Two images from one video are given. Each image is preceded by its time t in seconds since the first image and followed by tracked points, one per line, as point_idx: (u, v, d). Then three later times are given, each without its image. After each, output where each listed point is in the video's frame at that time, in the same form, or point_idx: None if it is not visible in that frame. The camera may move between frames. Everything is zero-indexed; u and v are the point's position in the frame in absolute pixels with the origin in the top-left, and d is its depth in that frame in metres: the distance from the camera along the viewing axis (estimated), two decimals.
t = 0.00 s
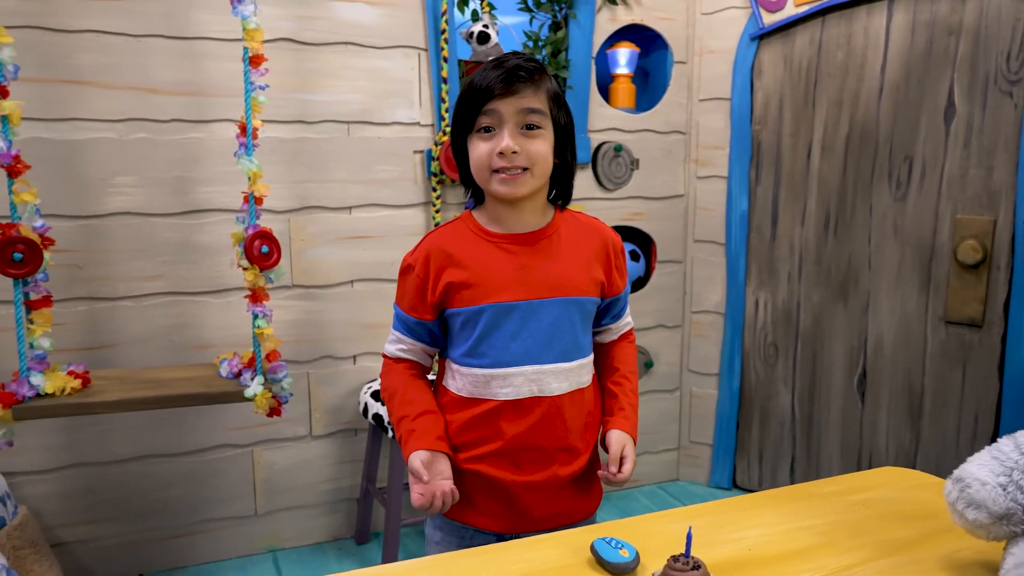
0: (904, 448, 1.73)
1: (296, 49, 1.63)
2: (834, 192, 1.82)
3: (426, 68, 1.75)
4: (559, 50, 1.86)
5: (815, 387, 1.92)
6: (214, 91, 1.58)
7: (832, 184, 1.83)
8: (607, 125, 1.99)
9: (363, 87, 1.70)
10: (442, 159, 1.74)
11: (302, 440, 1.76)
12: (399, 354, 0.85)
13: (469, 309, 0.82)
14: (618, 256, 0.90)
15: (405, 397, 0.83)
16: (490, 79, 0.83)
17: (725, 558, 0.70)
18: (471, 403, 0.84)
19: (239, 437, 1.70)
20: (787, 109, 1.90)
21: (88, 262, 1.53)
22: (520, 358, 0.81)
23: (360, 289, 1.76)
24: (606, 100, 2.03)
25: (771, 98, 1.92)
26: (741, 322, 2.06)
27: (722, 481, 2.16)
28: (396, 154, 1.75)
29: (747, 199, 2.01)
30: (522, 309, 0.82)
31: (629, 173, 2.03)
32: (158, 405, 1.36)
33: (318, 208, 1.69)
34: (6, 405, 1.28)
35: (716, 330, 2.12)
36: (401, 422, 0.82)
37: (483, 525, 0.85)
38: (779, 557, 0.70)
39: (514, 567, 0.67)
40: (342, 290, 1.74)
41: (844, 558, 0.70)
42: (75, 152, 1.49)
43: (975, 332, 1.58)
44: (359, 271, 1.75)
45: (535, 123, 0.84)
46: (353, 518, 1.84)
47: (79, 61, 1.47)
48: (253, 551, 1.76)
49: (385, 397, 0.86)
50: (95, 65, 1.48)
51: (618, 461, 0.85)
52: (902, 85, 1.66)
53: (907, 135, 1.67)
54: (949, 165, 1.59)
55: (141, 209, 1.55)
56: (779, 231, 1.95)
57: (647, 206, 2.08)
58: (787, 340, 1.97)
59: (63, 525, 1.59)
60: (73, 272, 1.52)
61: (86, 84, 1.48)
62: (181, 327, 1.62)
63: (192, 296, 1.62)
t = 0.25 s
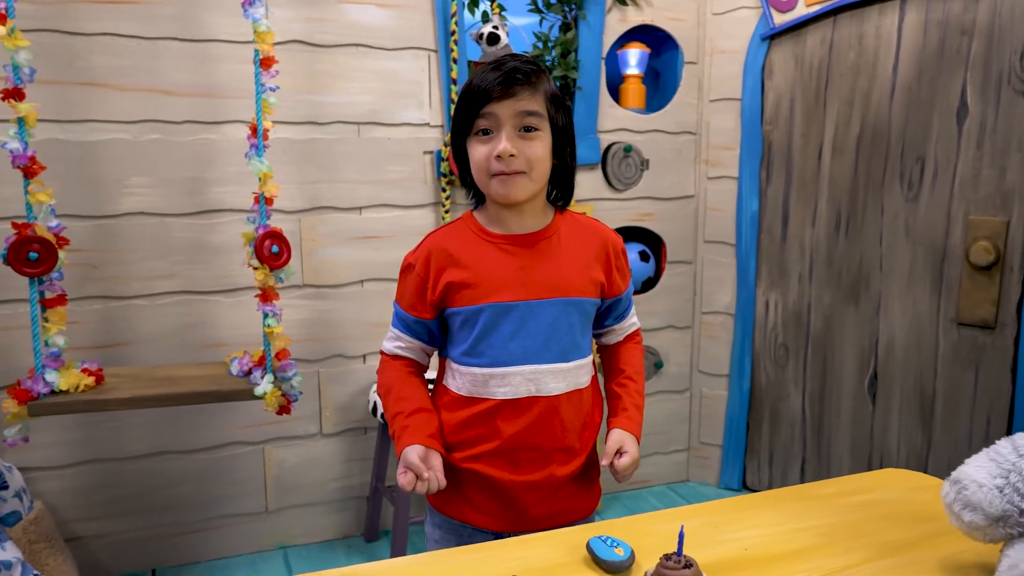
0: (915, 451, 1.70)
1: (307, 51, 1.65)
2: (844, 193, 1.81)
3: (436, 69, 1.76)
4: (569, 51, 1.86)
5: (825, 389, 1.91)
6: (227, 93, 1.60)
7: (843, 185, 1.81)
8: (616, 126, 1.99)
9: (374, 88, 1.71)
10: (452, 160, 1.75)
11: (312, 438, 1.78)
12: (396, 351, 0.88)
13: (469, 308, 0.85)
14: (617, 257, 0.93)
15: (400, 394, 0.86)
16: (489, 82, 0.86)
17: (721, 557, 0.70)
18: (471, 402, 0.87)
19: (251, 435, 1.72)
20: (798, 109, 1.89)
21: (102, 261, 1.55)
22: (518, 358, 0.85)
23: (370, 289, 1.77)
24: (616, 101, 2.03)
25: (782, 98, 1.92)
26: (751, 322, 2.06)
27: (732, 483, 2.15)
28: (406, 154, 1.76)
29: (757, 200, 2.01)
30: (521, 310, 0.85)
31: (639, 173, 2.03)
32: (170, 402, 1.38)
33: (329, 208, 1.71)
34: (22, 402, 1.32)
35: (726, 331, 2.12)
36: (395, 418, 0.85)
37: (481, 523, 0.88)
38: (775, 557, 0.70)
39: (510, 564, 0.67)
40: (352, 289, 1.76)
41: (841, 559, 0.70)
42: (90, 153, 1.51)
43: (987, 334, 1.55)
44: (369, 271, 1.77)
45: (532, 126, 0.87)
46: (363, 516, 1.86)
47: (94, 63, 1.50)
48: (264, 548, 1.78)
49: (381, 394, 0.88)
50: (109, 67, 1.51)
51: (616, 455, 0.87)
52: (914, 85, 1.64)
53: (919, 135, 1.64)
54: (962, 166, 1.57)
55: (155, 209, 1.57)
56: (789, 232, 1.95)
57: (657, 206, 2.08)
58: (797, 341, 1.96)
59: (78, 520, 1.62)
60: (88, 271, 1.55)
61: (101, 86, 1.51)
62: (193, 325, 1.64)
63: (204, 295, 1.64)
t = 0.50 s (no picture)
0: (925, 454, 1.68)
1: (316, 54, 1.66)
2: (854, 195, 1.80)
3: (444, 71, 1.77)
4: (577, 53, 1.88)
5: (835, 391, 1.90)
6: (237, 95, 1.62)
7: (853, 187, 1.80)
8: (625, 127, 1.99)
9: (382, 91, 1.73)
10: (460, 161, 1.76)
11: (321, 437, 1.80)
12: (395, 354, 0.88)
13: (468, 310, 0.85)
14: (617, 260, 0.93)
15: (400, 392, 0.86)
16: (489, 84, 0.87)
17: (715, 560, 0.70)
18: (470, 404, 0.88)
19: (260, 434, 1.74)
20: (808, 110, 1.88)
21: (114, 261, 1.57)
22: (517, 360, 0.85)
23: (378, 290, 1.79)
24: (625, 102, 2.03)
25: (792, 99, 1.91)
26: (760, 324, 2.05)
27: (740, 485, 2.14)
28: (415, 156, 1.77)
29: (767, 202, 2.00)
30: (520, 313, 0.86)
31: (648, 174, 2.03)
32: (180, 401, 1.40)
33: (338, 210, 1.72)
34: (34, 400, 1.35)
35: (734, 332, 2.11)
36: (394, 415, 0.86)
37: (480, 523, 0.89)
38: (770, 560, 0.70)
39: (504, 564, 0.68)
40: (361, 290, 1.77)
41: (836, 562, 0.70)
42: (102, 155, 1.54)
43: (998, 337, 1.53)
44: (378, 272, 1.78)
45: (531, 128, 0.87)
46: (371, 515, 1.87)
47: (107, 67, 1.52)
48: (273, 546, 1.79)
49: (380, 394, 0.89)
50: (121, 71, 1.53)
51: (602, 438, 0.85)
52: (925, 87, 1.62)
53: (930, 135, 1.62)
54: (973, 167, 1.55)
55: (166, 211, 1.59)
56: (799, 233, 1.94)
57: (665, 207, 2.07)
58: (806, 343, 1.95)
59: (90, 516, 1.64)
60: (101, 271, 1.57)
61: (113, 89, 1.53)
62: (204, 325, 1.66)
63: (214, 296, 1.66)
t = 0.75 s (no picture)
0: (937, 457, 1.64)
1: (326, 55, 1.67)
2: (867, 196, 1.77)
3: (453, 72, 1.78)
4: (586, 53, 1.87)
5: (846, 393, 1.87)
6: (248, 96, 1.63)
7: (865, 187, 1.77)
8: (634, 128, 1.98)
9: (391, 91, 1.73)
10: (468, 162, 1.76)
11: (330, 436, 1.81)
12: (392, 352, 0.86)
13: (468, 313, 0.86)
14: (620, 260, 0.93)
15: (406, 379, 0.84)
16: (494, 80, 0.88)
17: (710, 561, 0.70)
18: (471, 406, 0.88)
19: (270, 433, 1.75)
20: (819, 109, 1.86)
21: (125, 261, 1.59)
22: (517, 363, 0.86)
23: (387, 289, 1.80)
24: (635, 102, 2.02)
25: (803, 99, 1.90)
26: (771, 325, 2.04)
27: (750, 487, 2.13)
28: (423, 157, 1.78)
29: (777, 202, 1.99)
30: (520, 315, 0.86)
31: (658, 175, 2.02)
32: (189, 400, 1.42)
33: (347, 210, 1.73)
34: (47, 398, 1.37)
35: (745, 333, 2.10)
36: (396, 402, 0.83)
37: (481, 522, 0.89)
38: (765, 562, 0.70)
39: (500, 564, 0.68)
40: (370, 290, 1.78)
41: (833, 565, 0.70)
42: (115, 156, 1.56)
43: (1011, 339, 1.48)
44: (386, 271, 1.79)
45: (537, 122, 0.87)
46: (379, 514, 1.88)
47: (119, 68, 1.54)
48: (282, 543, 1.81)
49: (375, 390, 0.86)
50: (133, 73, 1.54)
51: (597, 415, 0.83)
52: (937, 86, 1.58)
53: (943, 135, 1.58)
54: (986, 168, 1.49)
55: (178, 211, 1.61)
56: (809, 234, 1.92)
57: (675, 208, 2.07)
58: (817, 344, 1.93)
59: (102, 513, 1.66)
60: (113, 271, 1.59)
61: (126, 90, 1.55)
62: (214, 324, 1.67)
63: (225, 295, 1.67)
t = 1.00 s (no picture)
0: (949, 460, 1.60)
1: (336, 56, 1.68)
2: (878, 197, 1.74)
3: (462, 72, 1.79)
4: (595, 53, 1.87)
5: (857, 394, 1.84)
6: (259, 97, 1.64)
7: (876, 187, 1.75)
8: (644, 128, 1.98)
9: (401, 92, 1.74)
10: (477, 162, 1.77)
11: (339, 434, 1.82)
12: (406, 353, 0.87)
13: (469, 317, 0.86)
14: (624, 260, 0.92)
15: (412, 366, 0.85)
16: (493, 91, 0.86)
17: (704, 561, 0.70)
18: (473, 407, 0.88)
19: (279, 430, 1.77)
20: (831, 109, 1.84)
21: (138, 260, 1.61)
22: (516, 366, 0.86)
23: (395, 289, 1.81)
24: (645, 102, 2.02)
25: (814, 99, 1.88)
26: (782, 325, 2.03)
27: (760, 488, 2.12)
28: (433, 157, 1.79)
29: (788, 202, 1.98)
30: (520, 318, 0.86)
31: (668, 175, 2.01)
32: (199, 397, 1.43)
33: (356, 209, 1.74)
34: (60, 394, 1.38)
35: (755, 334, 2.09)
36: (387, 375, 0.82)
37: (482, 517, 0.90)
38: (760, 563, 0.70)
39: (493, 561, 0.69)
40: (379, 289, 1.79)
41: (829, 566, 0.69)
42: (128, 156, 1.58)
43: None
44: (395, 271, 1.80)
45: (541, 130, 0.87)
46: (388, 512, 1.89)
47: (132, 70, 1.55)
48: (292, 540, 1.82)
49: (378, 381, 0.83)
50: (146, 74, 1.56)
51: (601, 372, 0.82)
52: (951, 85, 1.55)
53: (956, 134, 1.55)
54: (1000, 168, 1.46)
55: (189, 210, 1.63)
56: (820, 234, 1.91)
57: (685, 208, 2.06)
58: (828, 345, 1.91)
59: (115, 508, 1.68)
60: (125, 269, 1.61)
61: (139, 92, 1.56)
62: (225, 322, 1.69)
63: (235, 294, 1.69)
